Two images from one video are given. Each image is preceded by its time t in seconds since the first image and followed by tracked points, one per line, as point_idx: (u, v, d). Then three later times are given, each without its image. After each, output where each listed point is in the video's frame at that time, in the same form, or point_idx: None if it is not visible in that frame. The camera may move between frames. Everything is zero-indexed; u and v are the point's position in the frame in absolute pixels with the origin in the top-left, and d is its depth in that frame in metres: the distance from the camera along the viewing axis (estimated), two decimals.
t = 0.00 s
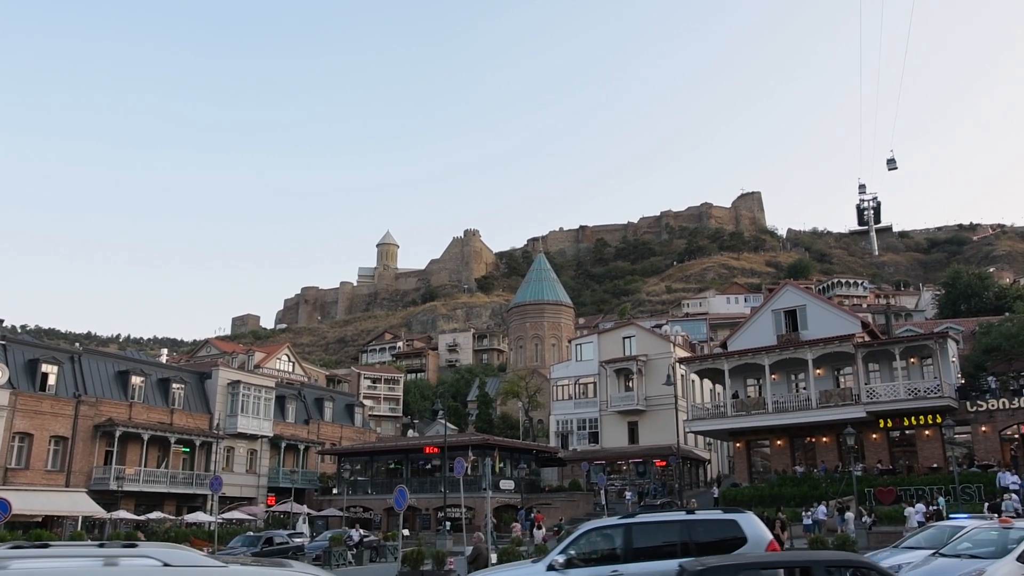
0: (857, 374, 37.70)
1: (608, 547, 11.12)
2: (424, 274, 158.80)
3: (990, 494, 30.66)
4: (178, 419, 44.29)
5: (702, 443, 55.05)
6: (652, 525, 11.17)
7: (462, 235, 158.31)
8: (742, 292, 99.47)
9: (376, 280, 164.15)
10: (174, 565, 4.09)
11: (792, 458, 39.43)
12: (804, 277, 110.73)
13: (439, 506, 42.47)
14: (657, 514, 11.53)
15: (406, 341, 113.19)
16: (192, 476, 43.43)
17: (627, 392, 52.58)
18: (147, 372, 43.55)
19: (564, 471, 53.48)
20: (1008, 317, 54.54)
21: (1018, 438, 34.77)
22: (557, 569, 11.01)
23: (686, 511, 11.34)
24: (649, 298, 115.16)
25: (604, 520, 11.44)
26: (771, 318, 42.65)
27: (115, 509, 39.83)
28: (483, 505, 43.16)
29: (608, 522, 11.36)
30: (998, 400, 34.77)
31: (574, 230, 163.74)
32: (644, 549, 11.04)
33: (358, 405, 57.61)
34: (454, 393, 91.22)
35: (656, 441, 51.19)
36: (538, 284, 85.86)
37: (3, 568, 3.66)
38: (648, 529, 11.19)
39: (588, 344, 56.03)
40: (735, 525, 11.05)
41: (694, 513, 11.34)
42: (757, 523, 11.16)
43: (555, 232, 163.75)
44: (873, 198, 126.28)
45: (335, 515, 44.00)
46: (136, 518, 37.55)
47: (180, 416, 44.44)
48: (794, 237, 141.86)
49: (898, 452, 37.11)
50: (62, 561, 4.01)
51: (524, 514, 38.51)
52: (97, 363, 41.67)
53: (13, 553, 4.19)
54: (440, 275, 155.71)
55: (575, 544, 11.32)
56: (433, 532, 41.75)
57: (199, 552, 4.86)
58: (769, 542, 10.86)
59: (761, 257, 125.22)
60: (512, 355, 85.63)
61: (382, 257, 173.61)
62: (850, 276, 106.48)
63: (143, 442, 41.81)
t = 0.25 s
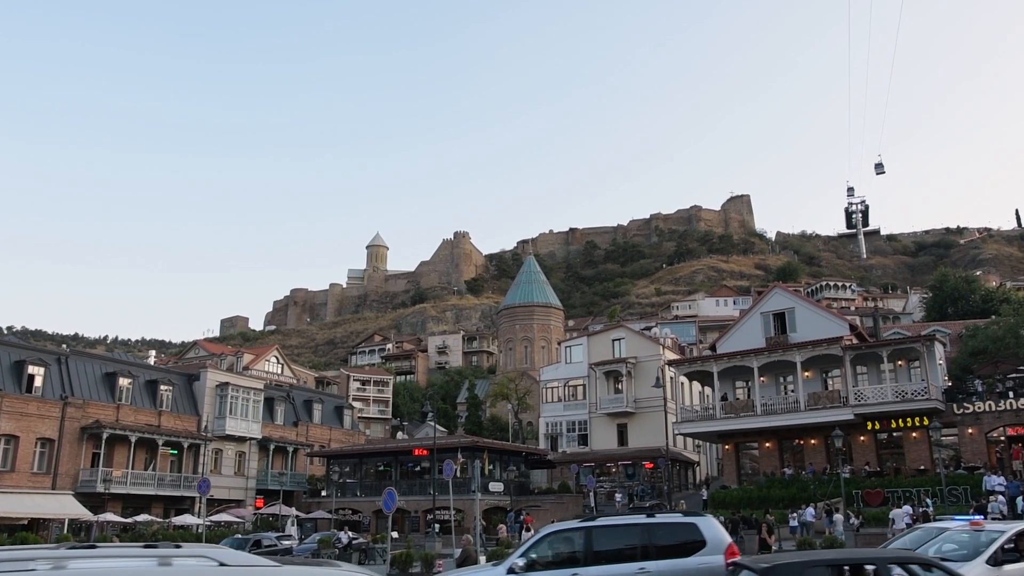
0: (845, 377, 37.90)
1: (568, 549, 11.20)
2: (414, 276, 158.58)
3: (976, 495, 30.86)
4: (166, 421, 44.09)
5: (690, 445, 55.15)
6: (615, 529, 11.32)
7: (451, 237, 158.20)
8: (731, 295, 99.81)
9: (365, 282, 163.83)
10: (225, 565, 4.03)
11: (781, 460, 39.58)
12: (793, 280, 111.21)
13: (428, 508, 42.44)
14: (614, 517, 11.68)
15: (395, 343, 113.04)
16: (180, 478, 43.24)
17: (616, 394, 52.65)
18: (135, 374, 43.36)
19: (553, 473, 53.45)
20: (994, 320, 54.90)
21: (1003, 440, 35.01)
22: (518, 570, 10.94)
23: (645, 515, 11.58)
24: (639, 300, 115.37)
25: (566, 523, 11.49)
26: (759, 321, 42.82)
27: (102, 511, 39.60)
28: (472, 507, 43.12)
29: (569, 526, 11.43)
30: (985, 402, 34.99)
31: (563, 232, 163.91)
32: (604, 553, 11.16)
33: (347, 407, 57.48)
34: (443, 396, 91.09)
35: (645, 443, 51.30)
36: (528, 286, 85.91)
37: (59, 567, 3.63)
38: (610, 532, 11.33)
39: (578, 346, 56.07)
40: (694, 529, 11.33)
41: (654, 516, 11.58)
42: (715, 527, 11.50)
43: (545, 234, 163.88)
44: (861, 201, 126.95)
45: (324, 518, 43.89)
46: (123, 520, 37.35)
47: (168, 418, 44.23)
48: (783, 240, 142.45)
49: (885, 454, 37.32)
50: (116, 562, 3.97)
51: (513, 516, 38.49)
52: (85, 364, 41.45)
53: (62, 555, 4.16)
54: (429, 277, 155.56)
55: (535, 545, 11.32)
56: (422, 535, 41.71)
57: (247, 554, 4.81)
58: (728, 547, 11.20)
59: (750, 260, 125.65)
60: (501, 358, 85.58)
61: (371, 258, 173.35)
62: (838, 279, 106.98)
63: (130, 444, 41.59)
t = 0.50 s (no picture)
0: (833, 379, 38.08)
1: (526, 552, 11.45)
2: (403, 277, 158.34)
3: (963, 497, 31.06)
4: (154, 422, 43.89)
5: (679, 446, 55.24)
6: (571, 532, 11.55)
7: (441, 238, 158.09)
8: (720, 297, 100.09)
9: (355, 283, 163.50)
10: (286, 565, 3.86)
11: (769, 461, 39.71)
12: (781, 282, 111.64)
13: (417, 509, 42.37)
14: (573, 520, 11.89)
15: (384, 345, 112.86)
16: (168, 480, 43.04)
17: (605, 396, 52.75)
18: (122, 375, 43.15)
19: (542, 475, 53.44)
20: (981, 322, 55.26)
21: (989, 442, 35.23)
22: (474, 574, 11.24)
23: (603, 518, 11.77)
24: (628, 302, 115.59)
25: (523, 527, 11.75)
26: (748, 323, 42.98)
27: (88, 513, 39.38)
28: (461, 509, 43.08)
29: (527, 529, 11.68)
30: (971, 404, 35.21)
31: (553, 234, 164.03)
32: (561, 555, 11.39)
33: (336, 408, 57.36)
34: (432, 397, 91.01)
35: (634, 445, 51.41)
36: (518, 288, 85.96)
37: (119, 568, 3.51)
38: (567, 536, 11.55)
39: (567, 348, 56.12)
40: (651, 531, 11.52)
41: (612, 519, 11.77)
42: (671, 530, 11.65)
43: (535, 236, 164.01)
44: (849, 204, 127.55)
45: (312, 519, 43.77)
46: (110, 522, 37.13)
47: (155, 420, 44.03)
48: (772, 243, 142.99)
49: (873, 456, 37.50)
50: (178, 560, 3.86)
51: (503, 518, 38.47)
52: (71, 365, 41.20)
53: (125, 551, 4.07)
54: (419, 278, 155.39)
55: (493, 549, 11.57)
56: (411, 537, 41.66)
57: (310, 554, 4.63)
58: (684, 549, 11.38)
59: (739, 262, 126.04)
60: (491, 359, 85.55)
61: (361, 259, 173.01)
62: (826, 281, 107.45)
63: (117, 445, 41.38)
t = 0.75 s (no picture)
0: (820, 380, 38.27)
1: (480, 555, 11.65)
2: (392, 278, 158.11)
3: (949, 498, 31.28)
4: (141, 423, 43.69)
5: (668, 448, 55.35)
6: (525, 535, 11.65)
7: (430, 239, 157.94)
8: (709, 298, 100.41)
9: (344, 283, 163.14)
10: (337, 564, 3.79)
11: (757, 462, 39.85)
12: (769, 284, 112.08)
13: (405, 510, 42.34)
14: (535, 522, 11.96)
15: (373, 345, 112.65)
16: (155, 481, 42.85)
17: (594, 397, 52.84)
18: (109, 376, 42.94)
19: (530, 476, 53.44)
20: (966, 324, 55.63)
21: (974, 443, 35.47)
22: None
23: (559, 520, 11.80)
24: (617, 303, 115.80)
25: (479, 529, 11.95)
26: (736, 324, 43.14)
27: (74, 514, 39.16)
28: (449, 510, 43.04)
29: (482, 532, 11.86)
30: (956, 406, 35.45)
31: (542, 235, 164.17)
32: (514, 558, 11.51)
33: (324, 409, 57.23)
34: (421, 398, 90.93)
35: (622, 446, 51.51)
36: (507, 289, 85.98)
37: (179, 566, 3.57)
38: (522, 538, 11.65)
39: (556, 349, 56.18)
40: (605, 533, 11.48)
41: (568, 521, 11.79)
42: (627, 532, 11.56)
43: (524, 237, 164.12)
44: (837, 207, 128.14)
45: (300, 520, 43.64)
46: (96, 523, 36.92)
47: (143, 420, 43.84)
48: (760, 244, 143.57)
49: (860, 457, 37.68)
50: (237, 559, 3.89)
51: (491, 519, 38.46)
52: (57, 366, 40.96)
53: (185, 552, 4.14)
54: (408, 279, 155.21)
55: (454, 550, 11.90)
56: (399, 537, 41.61)
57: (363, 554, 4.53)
58: (638, 551, 11.27)
59: (728, 264, 126.44)
60: (480, 360, 85.52)
61: (350, 260, 172.66)
62: (814, 283, 107.92)
63: (104, 446, 41.18)
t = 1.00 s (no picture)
0: (808, 381, 38.45)
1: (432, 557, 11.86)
2: (381, 277, 157.80)
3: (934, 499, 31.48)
4: (128, 422, 43.48)
5: (656, 448, 55.47)
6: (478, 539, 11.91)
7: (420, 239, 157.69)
8: (698, 299, 100.60)
9: (333, 283, 162.71)
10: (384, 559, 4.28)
11: (745, 463, 39.99)
12: (758, 286, 112.40)
13: (393, 510, 42.27)
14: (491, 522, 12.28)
15: (362, 345, 112.36)
16: (141, 481, 42.67)
17: (582, 398, 52.92)
18: (95, 375, 42.71)
19: (519, 476, 53.43)
20: (953, 326, 55.93)
21: (960, 445, 35.70)
22: None
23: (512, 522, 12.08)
24: (606, 304, 115.92)
25: (431, 531, 12.08)
26: (724, 325, 43.28)
27: (59, 514, 38.91)
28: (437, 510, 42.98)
29: (434, 533, 12.03)
30: (942, 407, 35.67)
31: (532, 235, 164.20)
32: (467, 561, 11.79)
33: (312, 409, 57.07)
34: (409, 398, 90.80)
35: (611, 446, 51.60)
36: (496, 289, 85.93)
37: (244, 565, 3.98)
38: (474, 540, 11.91)
39: (545, 349, 56.21)
40: (558, 536, 11.73)
41: (520, 523, 12.07)
42: (579, 534, 11.87)
43: (513, 237, 164.12)
44: (825, 209, 128.65)
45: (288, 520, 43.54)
46: (81, 523, 36.68)
47: (129, 420, 43.63)
48: (749, 246, 144.00)
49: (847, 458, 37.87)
50: (296, 557, 4.30)
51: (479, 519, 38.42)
52: (44, 365, 40.70)
53: (245, 551, 4.54)
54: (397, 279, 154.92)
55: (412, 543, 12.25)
56: (387, 537, 41.55)
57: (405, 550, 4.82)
58: (590, 553, 11.50)
59: (717, 265, 126.73)
60: (469, 361, 85.40)
61: (339, 259, 172.19)
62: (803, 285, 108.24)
63: (90, 446, 40.95)
